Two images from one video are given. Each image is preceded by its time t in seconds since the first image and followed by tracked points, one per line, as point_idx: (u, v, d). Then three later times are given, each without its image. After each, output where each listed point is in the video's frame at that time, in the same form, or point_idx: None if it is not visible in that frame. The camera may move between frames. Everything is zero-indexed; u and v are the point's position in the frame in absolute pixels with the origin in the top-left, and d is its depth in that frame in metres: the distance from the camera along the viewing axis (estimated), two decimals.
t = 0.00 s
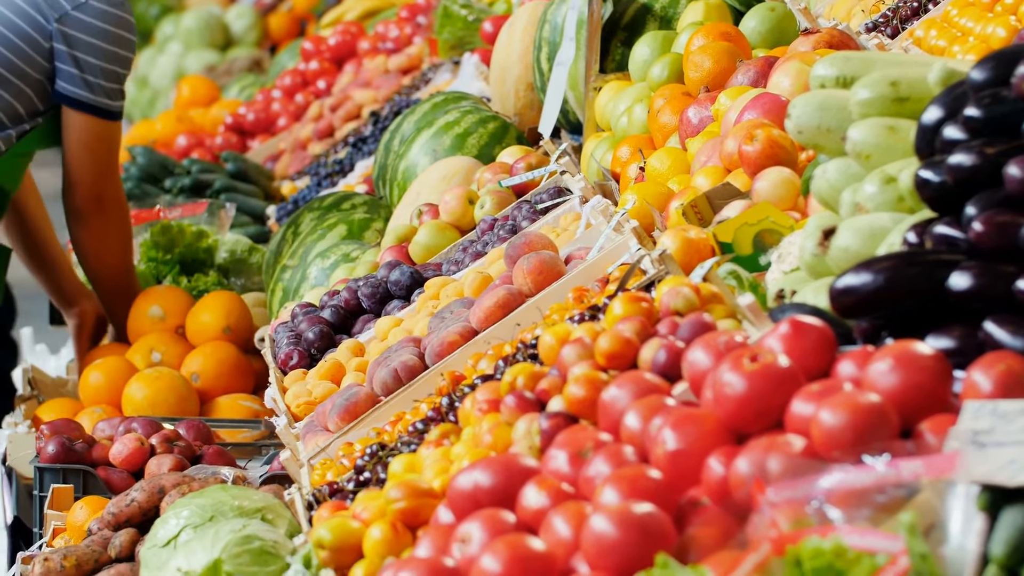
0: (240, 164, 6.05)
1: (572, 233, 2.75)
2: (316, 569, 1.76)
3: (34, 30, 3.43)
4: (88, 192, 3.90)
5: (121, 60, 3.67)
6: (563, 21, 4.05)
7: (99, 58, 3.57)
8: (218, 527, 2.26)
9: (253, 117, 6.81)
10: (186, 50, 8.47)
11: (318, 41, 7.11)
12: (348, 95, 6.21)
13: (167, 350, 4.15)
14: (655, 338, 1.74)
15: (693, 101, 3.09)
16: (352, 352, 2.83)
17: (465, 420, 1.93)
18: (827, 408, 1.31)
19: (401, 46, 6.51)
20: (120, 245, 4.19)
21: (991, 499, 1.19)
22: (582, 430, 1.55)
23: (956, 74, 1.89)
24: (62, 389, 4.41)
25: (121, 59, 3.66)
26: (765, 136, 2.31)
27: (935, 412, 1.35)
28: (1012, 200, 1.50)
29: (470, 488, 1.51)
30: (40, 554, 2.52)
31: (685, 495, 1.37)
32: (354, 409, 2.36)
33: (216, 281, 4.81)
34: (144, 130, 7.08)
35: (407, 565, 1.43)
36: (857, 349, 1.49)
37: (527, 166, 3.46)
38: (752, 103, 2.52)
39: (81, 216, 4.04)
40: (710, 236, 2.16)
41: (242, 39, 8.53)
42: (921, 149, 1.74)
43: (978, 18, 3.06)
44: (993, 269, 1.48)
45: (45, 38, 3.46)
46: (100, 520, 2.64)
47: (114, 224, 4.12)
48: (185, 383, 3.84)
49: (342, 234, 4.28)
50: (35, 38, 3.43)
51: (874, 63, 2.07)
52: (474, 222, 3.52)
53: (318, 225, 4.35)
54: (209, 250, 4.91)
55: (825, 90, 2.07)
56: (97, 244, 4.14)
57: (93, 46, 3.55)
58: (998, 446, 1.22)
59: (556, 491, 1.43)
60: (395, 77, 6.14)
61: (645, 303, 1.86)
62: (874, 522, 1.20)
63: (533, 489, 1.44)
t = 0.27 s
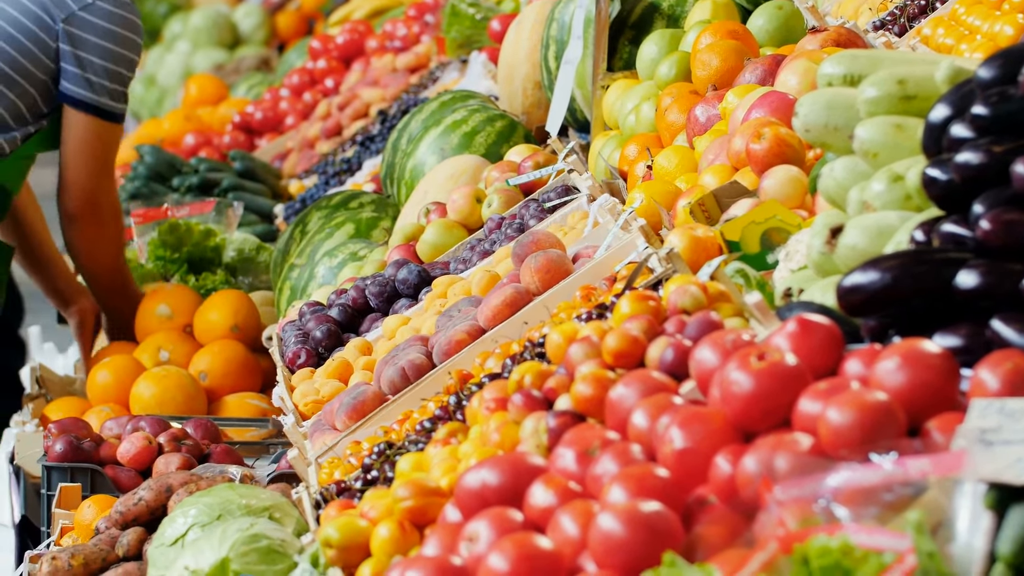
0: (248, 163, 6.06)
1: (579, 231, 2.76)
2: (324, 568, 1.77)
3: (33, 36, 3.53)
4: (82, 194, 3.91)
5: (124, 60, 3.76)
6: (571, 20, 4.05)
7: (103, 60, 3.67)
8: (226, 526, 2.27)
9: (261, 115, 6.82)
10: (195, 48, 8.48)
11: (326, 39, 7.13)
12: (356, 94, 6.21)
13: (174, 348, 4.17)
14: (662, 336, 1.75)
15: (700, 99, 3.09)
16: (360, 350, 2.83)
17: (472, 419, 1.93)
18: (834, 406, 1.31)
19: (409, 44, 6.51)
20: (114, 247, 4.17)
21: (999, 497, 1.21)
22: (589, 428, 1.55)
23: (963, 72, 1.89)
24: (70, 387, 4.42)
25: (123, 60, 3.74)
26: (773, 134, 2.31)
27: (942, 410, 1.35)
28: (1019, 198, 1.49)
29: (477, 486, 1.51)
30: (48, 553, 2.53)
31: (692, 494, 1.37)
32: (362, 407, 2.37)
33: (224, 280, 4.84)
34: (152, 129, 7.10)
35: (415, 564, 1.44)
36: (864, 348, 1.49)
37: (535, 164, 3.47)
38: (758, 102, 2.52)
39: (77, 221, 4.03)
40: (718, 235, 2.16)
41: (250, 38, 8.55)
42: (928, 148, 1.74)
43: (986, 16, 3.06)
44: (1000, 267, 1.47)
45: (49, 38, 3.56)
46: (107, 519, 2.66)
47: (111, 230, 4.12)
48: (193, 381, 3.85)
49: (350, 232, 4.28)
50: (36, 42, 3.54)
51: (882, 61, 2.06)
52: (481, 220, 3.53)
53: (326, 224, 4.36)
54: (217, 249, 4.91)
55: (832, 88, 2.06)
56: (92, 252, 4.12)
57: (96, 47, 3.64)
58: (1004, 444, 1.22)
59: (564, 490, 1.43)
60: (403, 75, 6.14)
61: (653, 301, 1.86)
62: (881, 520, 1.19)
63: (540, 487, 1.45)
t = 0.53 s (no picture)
0: (257, 163, 6.08)
1: (588, 231, 2.76)
2: (333, 567, 1.77)
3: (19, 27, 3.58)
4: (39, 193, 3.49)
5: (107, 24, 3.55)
6: (579, 19, 4.05)
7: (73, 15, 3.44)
8: (235, 526, 2.28)
9: (270, 115, 6.84)
10: (204, 48, 8.51)
11: (335, 39, 7.14)
12: (365, 94, 6.23)
13: (184, 348, 4.19)
14: (671, 336, 1.75)
15: (709, 99, 3.09)
16: (369, 350, 2.84)
17: (481, 419, 1.94)
18: (843, 406, 1.31)
19: (418, 44, 6.53)
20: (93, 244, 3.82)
21: (1007, 497, 1.20)
22: (598, 428, 1.55)
23: (972, 72, 1.89)
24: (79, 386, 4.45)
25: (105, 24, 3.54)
26: (782, 133, 2.31)
27: (952, 409, 1.35)
28: None
29: (486, 486, 1.52)
30: (57, 554, 2.55)
31: (701, 493, 1.37)
32: (371, 407, 2.37)
33: (233, 280, 4.87)
34: (162, 129, 7.12)
35: (424, 564, 1.44)
36: (873, 347, 1.49)
37: (544, 164, 3.47)
38: (768, 101, 2.52)
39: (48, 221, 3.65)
40: (727, 234, 2.16)
41: (259, 38, 8.57)
42: (937, 147, 1.74)
43: (994, 16, 3.05)
44: (1009, 266, 1.47)
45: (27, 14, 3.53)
46: (116, 519, 2.67)
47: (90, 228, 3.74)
48: (202, 381, 3.87)
49: (359, 233, 4.29)
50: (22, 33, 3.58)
51: (891, 61, 2.06)
52: (490, 220, 3.53)
53: (335, 224, 4.37)
54: (226, 249, 4.95)
55: (841, 88, 2.06)
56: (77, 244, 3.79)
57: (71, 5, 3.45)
58: (1013, 443, 1.22)
59: (573, 489, 1.44)
60: (412, 75, 6.16)
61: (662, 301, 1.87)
62: (890, 519, 1.20)
63: (549, 487, 1.45)
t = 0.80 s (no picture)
0: (265, 164, 6.10)
1: (597, 232, 2.76)
2: (341, 569, 1.78)
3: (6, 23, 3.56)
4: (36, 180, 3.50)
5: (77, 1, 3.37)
6: (588, 21, 4.06)
7: None
8: (243, 528, 2.28)
9: (279, 117, 6.86)
10: (212, 49, 8.53)
11: (343, 40, 7.13)
12: (374, 95, 6.24)
13: (192, 350, 4.20)
14: (679, 338, 1.75)
15: (717, 100, 3.09)
16: (377, 351, 2.85)
17: (489, 420, 1.94)
18: (851, 407, 1.31)
19: (427, 45, 6.54)
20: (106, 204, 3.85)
21: (1015, 498, 1.20)
22: (606, 429, 1.55)
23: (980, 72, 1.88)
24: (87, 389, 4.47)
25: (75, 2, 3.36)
26: (790, 135, 2.31)
27: (960, 410, 1.35)
28: None
29: (495, 487, 1.52)
30: (66, 554, 2.56)
31: (709, 495, 1.37)
32: (379, 408, 2.38)
33: (242, 281, 4.88)
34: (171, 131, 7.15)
35: (432, 565, 1.45)
36: (881, 348, 1.49)
37: (552, 165, 3.47)
38: (776, 103, 2.52)
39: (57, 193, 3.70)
40: (735, 235, 2.16)
41: (268, 39, 8.60)
42: (944, 148, 1.74)
43: (1003, 16, 3.04)
44: (1017, 267, 1.47)
45: None
46: (125, 520, 2.68)
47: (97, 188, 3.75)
48: (210, 383, 3.88)
49: (367, 234, 4.31)
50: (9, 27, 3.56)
51: (899, 62, 2.06)
52: (498, 221, 3.53)
53: (343, 225, 4.38)
54: (234, 250, 4.96)
55: (849, 89, 2.06)
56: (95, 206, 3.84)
57: None
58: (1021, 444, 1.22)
59: (580, 491, 1.44)
60: (421, 76, 6.17)
61: (670, 302, 1.87)
62: (898, 521, 1.20)
63: (557, 488, 1.45)
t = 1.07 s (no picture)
0: (270, 167, 6.11)
1: (601, 234, 2.76)
2: (344, 570, 1.78)
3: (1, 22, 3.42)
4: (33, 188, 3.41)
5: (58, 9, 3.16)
6: (592, 23, 4.06)
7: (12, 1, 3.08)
8: (247, 530, 2.29)
9: (284, 119, 6.87)
10: (218, 52, 8.55)
11: (348, 42, 7.11)
12: (378, 98, 6.25)
13: (197, 353, 4.20)
14: (682, 340, 1.75)
15: (722, 102, 3.09)
16: (381, 354, 2.85)
17: (493, 422, 1.95)
18: (855, 409, 1.31)
19: (431, 48, 6.54)
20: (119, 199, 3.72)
21: (1019, 501, 1.19)
22: (610, 431, 1.55)
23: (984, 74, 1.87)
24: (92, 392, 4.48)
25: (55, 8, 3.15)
26: (794, 137, 2.31)
27: (963, 413, 1.35)
28: None
29: (499, 490, 1.52)
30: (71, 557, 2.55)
31: (713, 497, 1.37)
32: (383, 411, 2.38)
33: (246, 284, 4.89)
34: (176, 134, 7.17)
35: (436, 568, 1.45)
36: (885, 350, 1.49)
37: (556, 168, 3.48)
38: (780, 105, 2.52)
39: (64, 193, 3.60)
40: (738, 238, 2.17)
41: (273, 41, 8.62)
42: (949, 151, 1.74)
43: (1007, 18, 3.04)
44: (1021, 269, 1.47)
45: None
46: (129, 523, 2.69)
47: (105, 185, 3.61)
48: (215, 385, 3.88)
49: (371, 237, 4.33)
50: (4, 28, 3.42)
51: (903, 64, 2.06)
52: (503, 224, 3.54)
53: (348, 228, 4.39)
54: (239, 253, 4.98)
55: (853, 91, 2.06)
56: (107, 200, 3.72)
57: None
58: None
59: (584, 493, 1.44)
60: (426, 79, 6.18)
61: (673, 305, 1.87)
62: (902, 523, 1.19)
63: (561, 491, 1.45)
